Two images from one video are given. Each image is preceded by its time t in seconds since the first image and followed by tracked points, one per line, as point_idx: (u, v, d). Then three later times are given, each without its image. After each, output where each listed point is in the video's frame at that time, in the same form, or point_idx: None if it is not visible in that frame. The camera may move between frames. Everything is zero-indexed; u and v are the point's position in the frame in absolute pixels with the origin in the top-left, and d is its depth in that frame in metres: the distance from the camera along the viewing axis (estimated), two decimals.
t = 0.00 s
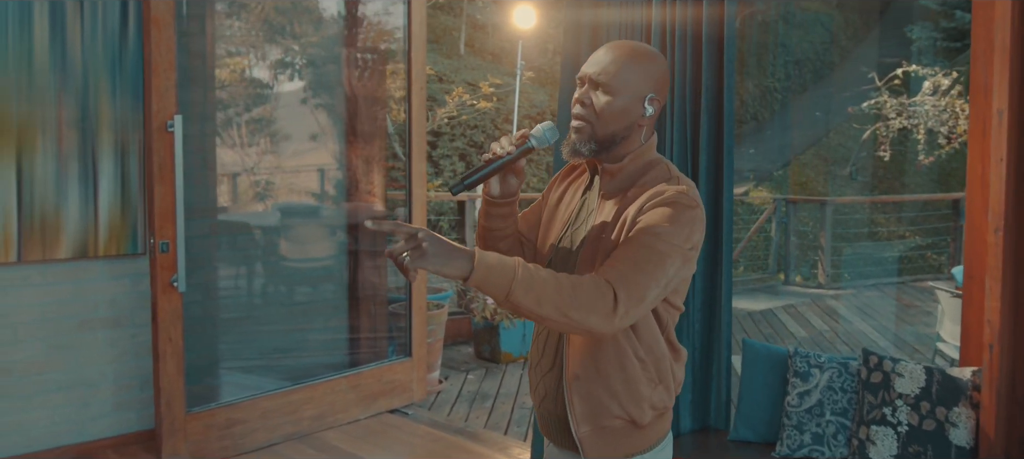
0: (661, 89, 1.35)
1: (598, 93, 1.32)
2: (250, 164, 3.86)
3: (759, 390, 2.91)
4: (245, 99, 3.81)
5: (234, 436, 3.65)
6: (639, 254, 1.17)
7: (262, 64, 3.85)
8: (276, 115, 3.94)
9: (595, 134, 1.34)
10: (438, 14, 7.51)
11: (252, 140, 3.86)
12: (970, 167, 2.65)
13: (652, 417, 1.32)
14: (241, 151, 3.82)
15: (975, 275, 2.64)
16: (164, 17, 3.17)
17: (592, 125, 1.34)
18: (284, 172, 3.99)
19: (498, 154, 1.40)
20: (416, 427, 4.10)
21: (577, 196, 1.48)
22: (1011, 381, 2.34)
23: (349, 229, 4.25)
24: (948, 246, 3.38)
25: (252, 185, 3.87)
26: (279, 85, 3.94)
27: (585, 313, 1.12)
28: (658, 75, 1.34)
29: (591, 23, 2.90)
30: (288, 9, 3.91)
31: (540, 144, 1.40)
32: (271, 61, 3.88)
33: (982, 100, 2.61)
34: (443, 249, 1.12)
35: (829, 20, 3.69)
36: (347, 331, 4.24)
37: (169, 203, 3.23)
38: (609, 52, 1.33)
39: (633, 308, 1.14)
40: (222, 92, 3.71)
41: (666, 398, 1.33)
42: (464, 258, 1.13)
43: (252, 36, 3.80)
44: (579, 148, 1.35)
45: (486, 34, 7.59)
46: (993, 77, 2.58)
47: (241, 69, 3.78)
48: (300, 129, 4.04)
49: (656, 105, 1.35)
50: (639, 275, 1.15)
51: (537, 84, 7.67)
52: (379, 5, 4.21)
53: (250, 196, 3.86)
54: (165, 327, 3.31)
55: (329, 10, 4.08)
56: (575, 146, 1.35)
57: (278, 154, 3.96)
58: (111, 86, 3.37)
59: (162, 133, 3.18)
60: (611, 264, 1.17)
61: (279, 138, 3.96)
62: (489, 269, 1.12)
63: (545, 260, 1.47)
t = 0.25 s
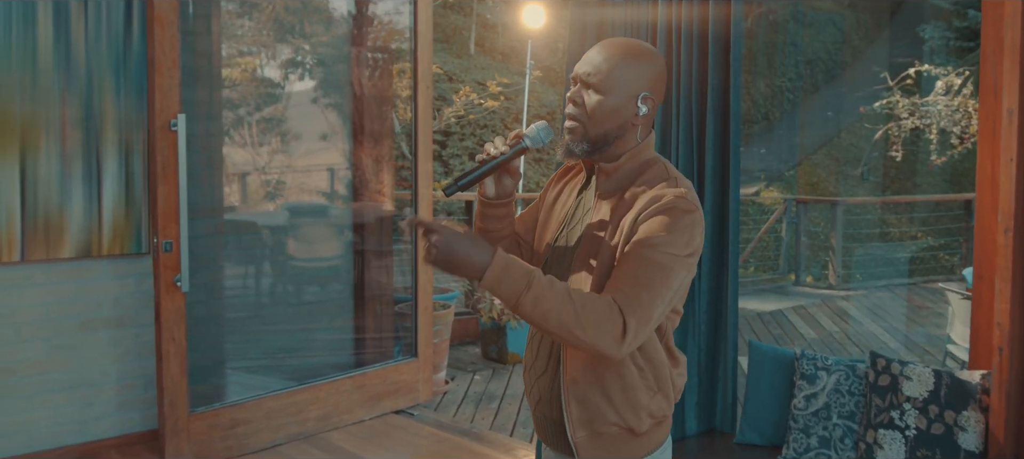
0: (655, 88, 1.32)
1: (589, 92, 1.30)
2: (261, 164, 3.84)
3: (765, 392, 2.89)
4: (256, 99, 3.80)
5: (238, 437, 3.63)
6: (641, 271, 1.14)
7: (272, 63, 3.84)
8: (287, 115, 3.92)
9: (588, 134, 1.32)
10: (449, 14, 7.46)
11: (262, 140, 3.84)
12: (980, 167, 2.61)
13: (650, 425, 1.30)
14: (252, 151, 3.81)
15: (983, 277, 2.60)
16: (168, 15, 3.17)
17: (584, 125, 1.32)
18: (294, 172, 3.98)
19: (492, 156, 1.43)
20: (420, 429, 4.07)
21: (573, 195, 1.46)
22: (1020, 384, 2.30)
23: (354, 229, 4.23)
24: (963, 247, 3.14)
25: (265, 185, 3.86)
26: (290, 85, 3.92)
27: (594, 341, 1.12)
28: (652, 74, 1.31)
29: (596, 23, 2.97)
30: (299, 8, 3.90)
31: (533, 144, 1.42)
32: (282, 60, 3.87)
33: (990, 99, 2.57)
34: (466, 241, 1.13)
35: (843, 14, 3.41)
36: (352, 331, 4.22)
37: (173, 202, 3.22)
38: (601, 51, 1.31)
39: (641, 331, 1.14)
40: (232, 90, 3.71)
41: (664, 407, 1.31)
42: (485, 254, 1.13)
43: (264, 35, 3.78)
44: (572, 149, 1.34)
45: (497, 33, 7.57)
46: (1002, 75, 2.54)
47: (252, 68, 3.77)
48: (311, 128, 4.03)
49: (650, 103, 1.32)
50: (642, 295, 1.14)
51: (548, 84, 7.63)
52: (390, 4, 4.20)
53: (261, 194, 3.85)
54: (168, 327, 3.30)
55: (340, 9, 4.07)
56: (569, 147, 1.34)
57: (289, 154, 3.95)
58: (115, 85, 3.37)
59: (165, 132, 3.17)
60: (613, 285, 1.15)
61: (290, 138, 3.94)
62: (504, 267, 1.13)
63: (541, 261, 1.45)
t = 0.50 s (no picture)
0: (655, 85, 1.29)
1: (588, 87, 1.29)
2: (272, 164, 3.86)
3: (771, 393, 2.86)
4: (265, 99, 3.81)
5: (243, 437, 3.62)
6: (632, 272, 1.13)
7: (283, 64, 3.85)
8: (298, 115, 3.94)
9: (582, 129, 1.30)
10: (458, 13, 7.44)
11: (272, 140, 3.85)
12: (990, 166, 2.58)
13: (650, 423, 1.28)
14: (262, 151, 3.83)
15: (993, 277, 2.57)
16: (172, 14, 3.16)
17: (579, 119, 1.30)
18: (305, 172, 3.98)
19: (488, 146, 1.38)
20: (426, 430, 4.05)
21: (571, 190, 1.44)
22: None
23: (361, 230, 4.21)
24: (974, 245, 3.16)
25: (275, 185, 3.87)
26: (301, 86, 3.93)
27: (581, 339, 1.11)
28: (653, 71, 1.29)
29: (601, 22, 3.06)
30: (309, 9, 3.91)
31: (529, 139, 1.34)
32: (293, 60, 3.88)
33: (1000, 98, 2.54)
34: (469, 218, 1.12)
35: (854, 14, 3.41)
36: (358, 331, 4.21)
37: (177, 202, 3.22)
38: (603, 46, 1.30)
39: (630, 332, 1.12)
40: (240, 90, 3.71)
41: (664, 404, 1.29)
42: (484, 240, 1.12)
43: (274, 35, 3.80)
44: (568, 143, 1.32)
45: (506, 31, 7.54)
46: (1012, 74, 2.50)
47: (262, 68, 3.79)
48: (320, 129, 4.03)
49: (650, 101, 1.30)
50: (632, 296, 1.12)
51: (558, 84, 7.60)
52: (400, 4, 4.21)
53: (270, 195, 3.85)
54: (173, 327, 3.30)
55: (349, 8, 4.07)
56: (565, 141, 1.33)
57: (299, 154, 3.96)
58: (119, 85, 3.37)
59: (169, 132, 3.17)
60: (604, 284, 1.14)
61: (300, 138, 3.95)
62: (499, 256, 1.11)
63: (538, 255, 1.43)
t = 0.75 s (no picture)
0: (635, 88, 1.26)
1: (564, 99, 1.26)
2: (285, 163, 3.85)
3: (779, 394, 2.83)
4: (279, 99, 3.81)
5: (248, 437, 3.62)
6: (635, 295, 1.13)
7: (296, 63, 3.83)
8: (311, 115, 3.91)
9: (564, 142, 1.29)
10: (471, 13, 7.20)
11: (284, 140, 3.84)
12: (1002, 167, 2.54)
13: (653, 434, 1.26)
14: (275, 151, 3.82)
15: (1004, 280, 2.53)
16: (177, 13, 3.15)
17: (560, 131, 1.28)
18: (320, 171, 3.97)
19: (465, 161, 1.37)
20: (433, 431, 4.03)
21: (565, 196, 1.42)
22: None
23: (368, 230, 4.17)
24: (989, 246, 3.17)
25: (288, 184, 3.85)
26: (314, 85, 3.91)
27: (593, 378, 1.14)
28: (632, 73, 1.25)
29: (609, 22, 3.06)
30: (322, 9, 3.88)
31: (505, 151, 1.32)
32: (306, 60, 3.86)
33: (1012, 97, 2.48)
34: (454, 293, 1.15)
35: (870, 13, 3.42)
36: (365, 331, 4.17)
37: (182, 201, 3.21)
38: (573, 54, 1.26)
39: (639, 359, 1.15)
40: (250, 90, 3.72)
41: (668, 415, 1.26)
42: (473, 308, 1.15)
43: (287, 34, 3.78)
44: (551, 159, 1.31)
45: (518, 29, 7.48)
46: None
47: (276, 68, 3.78)
48: (334, 129, 4.01)
49: (629, 105, 1.27)
50: (637, 321, 1.13)
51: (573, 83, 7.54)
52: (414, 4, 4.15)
53: (283, 195, 3.84)
54: (177, 327, 3.29)
55: (361, 7, 4.04)
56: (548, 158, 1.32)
57: (312, 154, 3.94)
58: (125, 84, 3.36)
59: (174, 131, 3.16)
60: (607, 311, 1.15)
61: (313, 138, 3.93)
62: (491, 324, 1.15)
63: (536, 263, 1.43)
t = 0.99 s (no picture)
0: (623, 86, 1.24)
1: (550, 97, 1.25)
2: (301, 164, 3.87)
3: (788, 395, 2.80)
4: (295, 99, 3.82)
5: (253, 439, 3.60)
6: (637, 307, 1.10)
7: (312, 63, 3.85)
8: (327, 115, 3.93)
9: (550, 142, 1.28)
10: (486, 12, 7.00)
11: (300, 140, 3.86)
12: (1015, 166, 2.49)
13: (653, 441, 1.24)
14: (292, 151, 3.84)
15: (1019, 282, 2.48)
16: (181, 12, 3.15)
17: (546, 131, 1.27)
18: (335, 170, 3.99)
19: (448, 171, 1.40)
20: (440, 433, 4.00)
21: (557, 197, 1.40)
22: None
23: (375, 230, 4.15)
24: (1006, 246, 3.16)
25: (305, 184, 3.88)
26: (330, 86, 3.92)
27: (602, 392, 1.12)
28: (620, 72, 1.23)
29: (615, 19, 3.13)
30: (337, 9, 3.90)
31: (489, 156, 1.38)
32: (321, 60, 3.87)
33: None
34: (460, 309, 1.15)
35: (887, 13, 3.48)
36: (374, 331, 4.14)
37: (185, 200, 3.19)
38: (562, 51, 1.24)
39: (648, 372, 1.12)
40: (263, 91, 3.72)
41: (669, 421, 1.24)
42: (480, 322, 1.16)
43: (303, 34, 3.80)
44: (537, 158, 1.30)
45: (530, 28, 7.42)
46: None
47: (291, 68, 3.79)
48: (348, 129, 4.02)
49: (619, 104, 1.25)
50: (642, 334, 1.11)
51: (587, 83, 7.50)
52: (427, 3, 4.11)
53: (299, 194, 3.87)
54: (182, 327, 3.28)
55: (375, 7, 4.04)
56: (534, 159, 1.31)
57: (328, 154, 3.96)
58: (131, 83, 3.36)
59: (178, 130, 3.15)
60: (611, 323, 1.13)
61: (329, 138, 3.95)
62: (499, 338, 1.15)
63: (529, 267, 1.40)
